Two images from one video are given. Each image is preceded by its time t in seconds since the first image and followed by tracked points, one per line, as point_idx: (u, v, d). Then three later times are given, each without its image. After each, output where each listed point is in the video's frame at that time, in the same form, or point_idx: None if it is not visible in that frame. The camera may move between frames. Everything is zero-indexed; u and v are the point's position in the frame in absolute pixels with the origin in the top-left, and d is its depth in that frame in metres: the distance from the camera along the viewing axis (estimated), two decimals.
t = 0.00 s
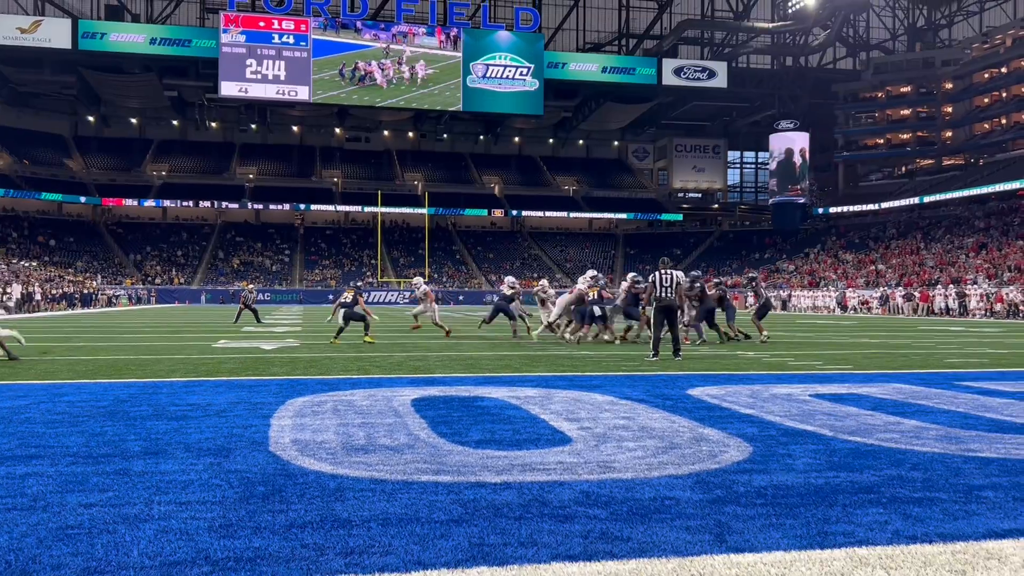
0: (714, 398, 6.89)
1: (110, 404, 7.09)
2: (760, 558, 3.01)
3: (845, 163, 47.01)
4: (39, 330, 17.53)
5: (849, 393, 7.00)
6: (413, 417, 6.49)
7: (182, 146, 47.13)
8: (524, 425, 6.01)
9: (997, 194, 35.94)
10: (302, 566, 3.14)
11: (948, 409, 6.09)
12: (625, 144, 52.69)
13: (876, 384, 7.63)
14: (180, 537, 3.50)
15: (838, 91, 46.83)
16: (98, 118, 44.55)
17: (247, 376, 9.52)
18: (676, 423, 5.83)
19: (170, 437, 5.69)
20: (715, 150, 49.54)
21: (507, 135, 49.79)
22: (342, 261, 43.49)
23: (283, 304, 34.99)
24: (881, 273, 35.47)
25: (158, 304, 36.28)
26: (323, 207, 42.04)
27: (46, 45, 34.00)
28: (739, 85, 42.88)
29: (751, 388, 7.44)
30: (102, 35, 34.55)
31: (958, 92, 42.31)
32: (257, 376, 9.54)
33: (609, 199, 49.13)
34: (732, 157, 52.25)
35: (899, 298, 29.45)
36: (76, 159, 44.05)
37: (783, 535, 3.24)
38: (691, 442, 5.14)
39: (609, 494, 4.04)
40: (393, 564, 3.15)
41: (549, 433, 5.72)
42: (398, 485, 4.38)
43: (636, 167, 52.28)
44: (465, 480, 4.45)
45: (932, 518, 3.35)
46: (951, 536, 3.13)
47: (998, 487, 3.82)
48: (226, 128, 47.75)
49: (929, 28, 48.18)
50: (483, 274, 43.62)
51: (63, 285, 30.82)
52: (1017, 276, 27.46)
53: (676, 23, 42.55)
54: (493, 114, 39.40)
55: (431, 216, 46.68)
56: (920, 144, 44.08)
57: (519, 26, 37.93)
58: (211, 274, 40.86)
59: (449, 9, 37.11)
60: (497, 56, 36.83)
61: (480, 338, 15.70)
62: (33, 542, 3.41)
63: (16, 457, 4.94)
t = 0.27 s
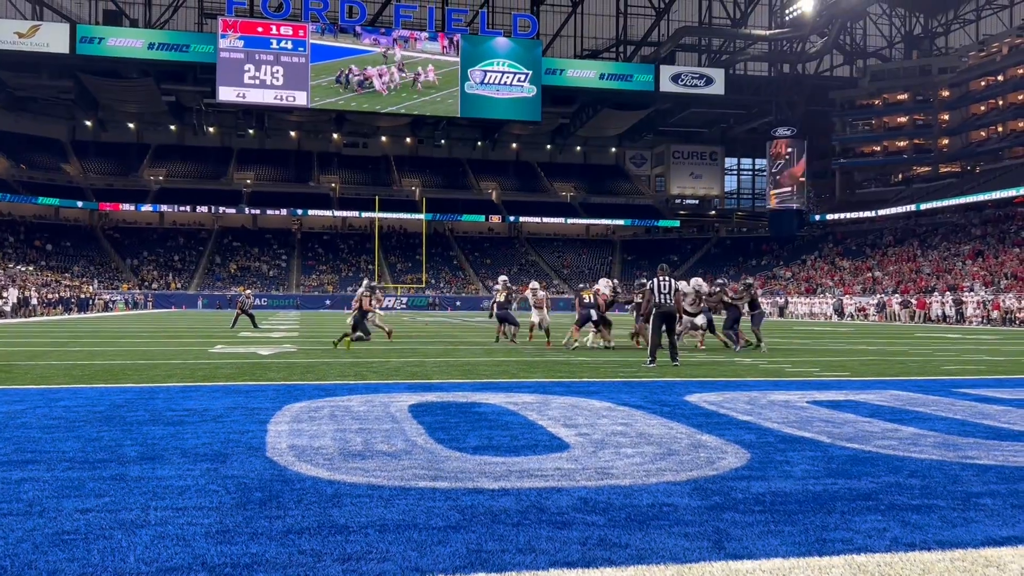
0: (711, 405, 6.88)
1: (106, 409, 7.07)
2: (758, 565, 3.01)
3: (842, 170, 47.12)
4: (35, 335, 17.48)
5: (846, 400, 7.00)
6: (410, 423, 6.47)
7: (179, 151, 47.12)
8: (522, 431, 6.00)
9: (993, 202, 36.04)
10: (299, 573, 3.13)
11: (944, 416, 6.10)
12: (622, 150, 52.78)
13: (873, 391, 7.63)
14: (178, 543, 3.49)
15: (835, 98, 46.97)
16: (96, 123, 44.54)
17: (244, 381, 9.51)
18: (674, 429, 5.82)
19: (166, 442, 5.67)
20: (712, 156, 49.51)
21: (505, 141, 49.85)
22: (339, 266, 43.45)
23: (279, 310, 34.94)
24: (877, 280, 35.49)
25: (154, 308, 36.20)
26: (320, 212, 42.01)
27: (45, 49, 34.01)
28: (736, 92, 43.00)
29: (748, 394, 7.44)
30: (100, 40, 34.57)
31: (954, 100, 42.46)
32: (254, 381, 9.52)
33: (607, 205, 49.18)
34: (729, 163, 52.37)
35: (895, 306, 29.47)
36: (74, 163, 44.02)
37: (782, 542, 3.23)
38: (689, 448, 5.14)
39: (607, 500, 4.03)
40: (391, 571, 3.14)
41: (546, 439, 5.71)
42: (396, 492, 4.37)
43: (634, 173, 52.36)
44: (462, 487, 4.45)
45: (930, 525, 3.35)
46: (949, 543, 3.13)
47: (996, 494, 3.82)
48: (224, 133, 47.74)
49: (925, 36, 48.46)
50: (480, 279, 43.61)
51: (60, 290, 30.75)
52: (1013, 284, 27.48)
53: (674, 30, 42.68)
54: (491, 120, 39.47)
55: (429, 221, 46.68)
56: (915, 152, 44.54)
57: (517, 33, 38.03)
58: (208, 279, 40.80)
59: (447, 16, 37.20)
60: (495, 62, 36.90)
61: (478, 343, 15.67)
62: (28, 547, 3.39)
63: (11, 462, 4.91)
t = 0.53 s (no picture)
0: (708, 410, 6.88)
1: (102, 414, 7.04)
2: (755, 572, 3.00)
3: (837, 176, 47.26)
4: (30, 339, 17.44)
5: (842, 406, 7.00)
6: (406, 428, 6.46)
7: (176, 155, 47.09)
8: (518, 436, 5.99)
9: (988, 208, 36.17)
10: None
11: (941, 422, 6.10)
12: (618, 155, 52.86)
13: (869, 397, 7.63)
14: (173, 549, 3.48)
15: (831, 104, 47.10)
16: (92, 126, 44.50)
17: (239, 386, 9.50)
18: (670, 436, 5.82)
19: (162, 447, 5.65)
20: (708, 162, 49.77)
21: (501, 146, 49.89)
22: (335, 270, 43.41)
23: (275, 314, 34.90)
24: (873, 286, 35.56)
25: (150, 312, 36.13)
26: (316, 216, 41.98)
27: (41, 53, 33.97)
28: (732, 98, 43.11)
29: (745, 400, 7.44)
30: (96, 43, 34.54)
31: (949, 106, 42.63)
32: (250, 386, 9.51)
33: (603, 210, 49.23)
34: (725, 169, 52.48)
35: (891, 311, 29.52)
36: (70, 167, 43.96)
37: (779, 548, 3.23)
38: (685, 454, 5.13)
39: (604, 506, 4.03)
40: None
41: (543, 444, 5.70)
42: (391, 497, 4.36)
43: (630, 179, 52.42)
44: (459, 492, 4.43)
45: (927, 532, 3.35)
46: (947, 550, 3.13)
47: (992, 501, 3.83)
48: (220, 137, 47.73)
49: (921, 43, 48.70)
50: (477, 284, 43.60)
51: (55, 294, 30.70)
52: (1009, 290, 27.56)
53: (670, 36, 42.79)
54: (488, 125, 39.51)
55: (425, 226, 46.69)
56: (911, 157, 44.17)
57: (514, 38, 38.09)
58: (204, 283, 40.74)
59: (444, 21, 37.26)
60: (491, 67, 36.95)
61: (474, 348, 15.63)
62: (22, 553, 3.37)
63: (6, 467, 4.89)
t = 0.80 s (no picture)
0: (703, 416, 6.87)
1: (95, 419, 7.00)
2: None
3: (831, 180, 47.38)
4: (22, 343, 17.33)
5: (838, 412, 7.00)
6: (401, 434, 6.44)
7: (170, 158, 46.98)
8: (514, 442, 5.98)
9: (981, 212, 36.31)
10: None
11: (936, 429, 6.10)
12: (613, 160, 52.93)
13: (864, 403, 7.63)
14: (166, 556, 3.45)
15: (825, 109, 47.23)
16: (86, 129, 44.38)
17: (234, 390, 9.46)
18: (666, 441, 5.81)
19: (156, 453, 5.63)
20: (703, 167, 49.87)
21: (496, 150, 49.90)
22: (330, 274, 43.33)
23: (269, 318, 34.79)
24: (867, 290, 35.65)
25: (143, 316, 35.99)
26: (311, 220, 41.92)
27: (36, 56, 33.87)
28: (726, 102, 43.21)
29: (740, 406, 7.43)
30: (91, 47, 34.46)
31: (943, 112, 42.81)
32: (244, 390, 9.48)
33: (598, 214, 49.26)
34: (720, 173, 52.59)
35: (885, 316, 29.58)
36: (64, 170, 43.83)
37: (775, 556, 3.22)
38: (681, 460, 5.13)
39: (600, 513, 4.02)
40: None
41: (538, 450, 5.69)
42: (387, 504, 4.34)
43: (625, 183, 52.49)
44: (454, 499, 4.42)
45: (923, 539, 3.35)
46: (942, 558, 3.13)
47: (988, 508, 3.82)
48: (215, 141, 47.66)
49: (914, 48, 48.97)
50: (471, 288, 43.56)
51: (49, 297, 30.56)
52: (1003, 295, 27.64)
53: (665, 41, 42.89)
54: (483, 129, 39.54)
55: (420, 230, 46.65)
56: (905, 163, 44.47)
57: (509, 42, 38.14)
58: (198, 287, 40.61)
59: (440, 25, 37.29)
60: (487, 71, 36.97)
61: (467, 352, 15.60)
62: (14, 561, 3.35)
63: None
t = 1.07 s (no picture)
0: (694, 419, 6.87)
1: (84, 423, 6.95)
2: None
3: (822, 184, 47.55)
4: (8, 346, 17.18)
5: (828, 414, 7.01)
6: (392, 437, 6.43)
7: (161, 161, 46.79)
8: (505, 445, 5.97)
9: (971, 216, 36.53)
10: None
11: (926, 432, 6.11)
12: (605, 163, 53.01)
13: (853, 406, 7.65)
14: (155, 561, 3.43)
15: (816, 113, 47.40)
16: (76, 132, 44.18)
17: (224, 394, 9.41)
18: (657, 444, 5.82)
19: (146, 456, 5.59)
20: (694, 171, 50.55)
21: (488, 153, 49.91)
22: (321, 277, 43.20)
23: (261, 321, 34.66)
24: (857, 293, 35.78)
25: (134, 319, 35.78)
26: (302, 223, 41.81)
27: (26, 57, 33.68)
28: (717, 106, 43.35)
29: (732, 408, 7.43)
30: (81, 49, 34.30)
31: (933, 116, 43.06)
32: (234, 394, 9.41)
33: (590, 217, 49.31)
34: (711, 177, 52.73)
35: (876, 319, 29.68)
36: (54, 172, 43.59)
37: (766, 559, 3.23)
38: (672, 463, 5.14)
39: (591, 517, 4.01)
40: None
41: (529, 453, 5.68)
42: (378, 508, 4.32)
43: (616, 186, 52.57)
44: (445, 503, 4.40)
45: (913, 542, 3.35)
46: (933, 561, 3.14)
47: (978, 511, 3.84)
48: (206, 143, 47.49)
49: (904, 53, 49.29)
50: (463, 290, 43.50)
51: (38, 300, 30.36)
52: (992, 298, 27.78)
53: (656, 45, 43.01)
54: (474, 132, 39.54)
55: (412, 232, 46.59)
56: (895, 166, 45.10)
57: (501, 46, 38.18)
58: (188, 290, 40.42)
59: (432, 28, 37.28)
60: (479, 74, 36.98)
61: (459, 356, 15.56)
62: (1, 566, 3.32)
63: None
